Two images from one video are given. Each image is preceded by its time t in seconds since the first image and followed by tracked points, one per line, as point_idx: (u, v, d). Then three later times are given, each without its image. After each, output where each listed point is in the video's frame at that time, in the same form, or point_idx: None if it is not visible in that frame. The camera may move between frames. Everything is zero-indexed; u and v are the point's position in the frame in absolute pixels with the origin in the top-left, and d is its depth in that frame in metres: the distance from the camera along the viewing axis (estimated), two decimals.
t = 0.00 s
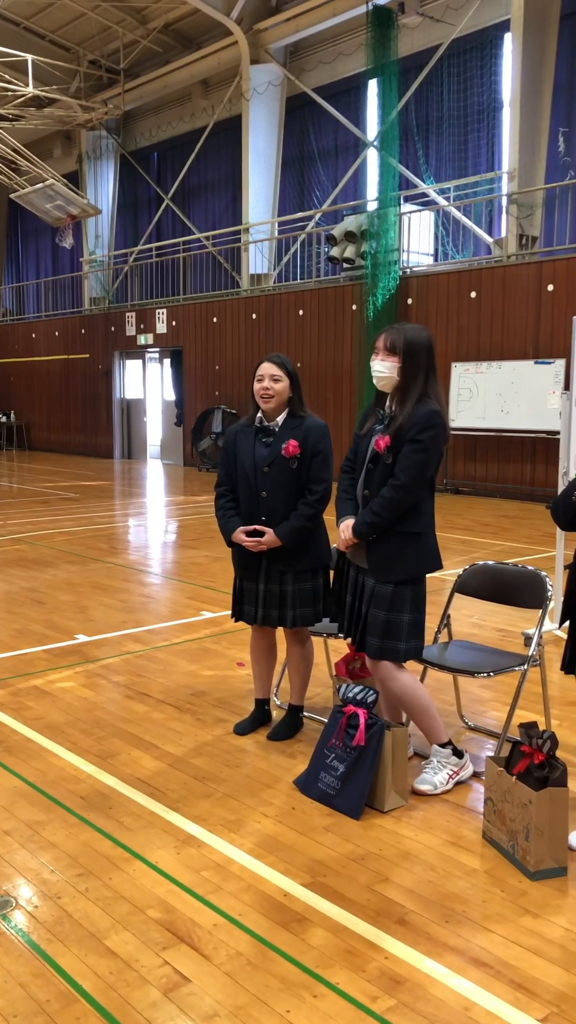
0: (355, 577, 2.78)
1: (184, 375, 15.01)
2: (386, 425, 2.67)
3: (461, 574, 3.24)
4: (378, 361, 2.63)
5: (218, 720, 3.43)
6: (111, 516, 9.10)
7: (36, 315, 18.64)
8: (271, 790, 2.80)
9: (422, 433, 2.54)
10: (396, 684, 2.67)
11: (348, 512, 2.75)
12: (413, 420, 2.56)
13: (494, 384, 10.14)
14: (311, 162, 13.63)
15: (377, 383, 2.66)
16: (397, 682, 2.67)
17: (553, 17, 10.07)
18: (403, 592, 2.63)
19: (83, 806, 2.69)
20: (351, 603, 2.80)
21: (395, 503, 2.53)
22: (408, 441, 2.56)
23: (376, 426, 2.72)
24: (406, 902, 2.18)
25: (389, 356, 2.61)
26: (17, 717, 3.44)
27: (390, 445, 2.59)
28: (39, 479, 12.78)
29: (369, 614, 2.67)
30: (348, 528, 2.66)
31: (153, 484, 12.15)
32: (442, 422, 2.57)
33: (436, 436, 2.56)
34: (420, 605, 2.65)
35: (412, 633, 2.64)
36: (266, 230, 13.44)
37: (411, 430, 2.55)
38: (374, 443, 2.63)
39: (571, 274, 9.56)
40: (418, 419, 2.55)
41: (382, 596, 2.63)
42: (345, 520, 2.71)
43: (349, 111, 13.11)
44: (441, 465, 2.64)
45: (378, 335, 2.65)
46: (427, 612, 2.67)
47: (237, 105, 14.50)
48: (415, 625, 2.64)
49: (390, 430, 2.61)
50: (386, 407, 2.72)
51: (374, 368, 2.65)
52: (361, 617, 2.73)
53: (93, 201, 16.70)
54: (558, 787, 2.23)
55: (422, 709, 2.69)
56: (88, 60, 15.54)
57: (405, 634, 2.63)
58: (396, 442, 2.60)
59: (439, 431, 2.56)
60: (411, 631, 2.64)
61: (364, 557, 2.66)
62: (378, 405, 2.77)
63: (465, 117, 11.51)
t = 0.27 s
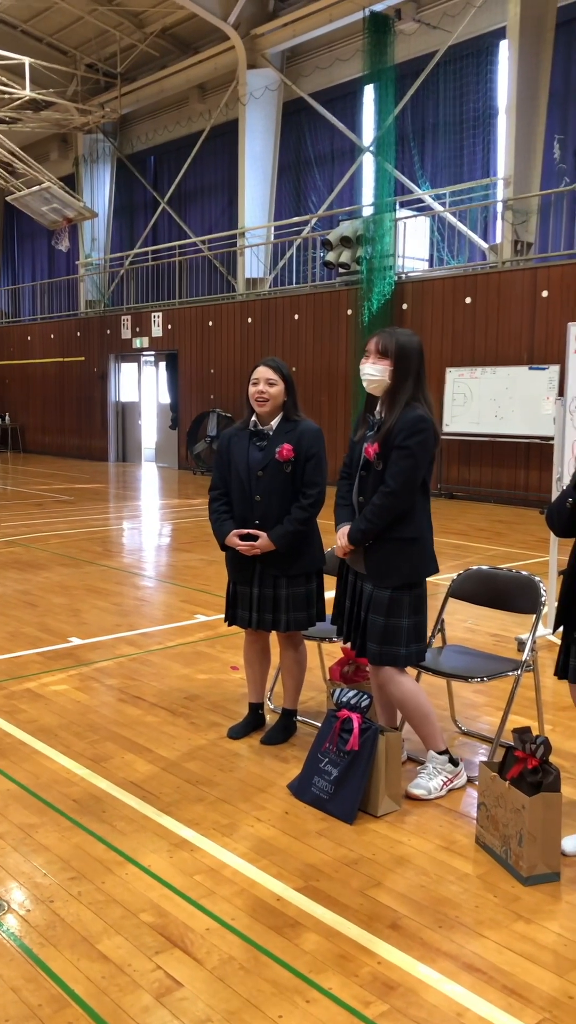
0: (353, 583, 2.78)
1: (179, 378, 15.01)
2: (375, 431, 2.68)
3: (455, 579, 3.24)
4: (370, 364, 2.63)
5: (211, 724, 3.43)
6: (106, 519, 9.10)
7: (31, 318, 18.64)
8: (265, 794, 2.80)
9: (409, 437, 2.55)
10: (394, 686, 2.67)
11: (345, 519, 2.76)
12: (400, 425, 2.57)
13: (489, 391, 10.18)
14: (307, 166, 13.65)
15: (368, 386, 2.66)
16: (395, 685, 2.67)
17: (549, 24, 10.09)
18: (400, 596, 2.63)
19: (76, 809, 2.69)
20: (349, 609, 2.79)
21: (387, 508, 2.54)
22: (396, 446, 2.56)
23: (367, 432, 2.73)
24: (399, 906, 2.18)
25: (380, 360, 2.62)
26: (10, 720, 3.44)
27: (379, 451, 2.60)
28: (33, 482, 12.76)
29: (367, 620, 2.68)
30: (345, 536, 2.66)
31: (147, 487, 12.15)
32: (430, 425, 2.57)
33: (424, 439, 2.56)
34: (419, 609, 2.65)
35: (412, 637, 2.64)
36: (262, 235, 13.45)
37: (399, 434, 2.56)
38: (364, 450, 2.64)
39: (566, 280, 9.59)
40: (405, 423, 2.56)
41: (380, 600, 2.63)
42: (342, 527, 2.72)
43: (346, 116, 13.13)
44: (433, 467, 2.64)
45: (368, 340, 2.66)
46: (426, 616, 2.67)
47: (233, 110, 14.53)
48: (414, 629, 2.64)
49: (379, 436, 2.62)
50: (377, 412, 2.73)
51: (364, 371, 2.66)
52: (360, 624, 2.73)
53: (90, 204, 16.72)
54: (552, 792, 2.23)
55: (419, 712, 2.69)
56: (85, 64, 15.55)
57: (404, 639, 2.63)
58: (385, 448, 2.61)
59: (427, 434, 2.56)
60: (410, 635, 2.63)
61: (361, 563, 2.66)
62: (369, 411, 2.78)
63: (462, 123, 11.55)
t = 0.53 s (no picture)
0: (354, 586, 2.78)
1: (176, 380, 15.02)
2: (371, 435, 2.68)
3: (451, 581, 3.24)
4: (363, 367, 2.64)
5: (207, 726, 3.42)
6: (101, 521, 9.08)
7: (28, 319, 18.63)
8: (260, 797, 2.80)
9: (405, 442, 2.55)
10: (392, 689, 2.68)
11: (344, 524, 2.77)
12: (396, 429, 2.57)
13: (484, 394, 10.17)
14: (305, 169, 13.66)
15: (361, 388, 2.67)
16: (393, 687, 2.67)
17: (546, 29, 10.10)
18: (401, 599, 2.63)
19: (71, 811, 2.68)
20: (350, 613, 2.79)
21: (385, 513, 2.54)
22: (393, 450, 2.57)
23: (363, 436, 2.74)
24: (394, 910, 2.18)
25: (374, 363, 2.63)
26: (5, 722, 3.43)
27: (376, 455, 2.61)
28: (29, 484, 12.74)
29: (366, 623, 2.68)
30: (344, 541, 2.66)
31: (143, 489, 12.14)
32: (425, 428, 2.57)
33: (420, 443, 2.56)
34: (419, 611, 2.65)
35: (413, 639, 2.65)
36: (259, 237, 13.47)
37: (394, 439, 2.56)
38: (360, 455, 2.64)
39: (562, 284, 9.61)
40: (400, 427, 2.56)
41: (381, 603, 2.63)
42: (342, 532, 2.72)
43: (343, 119, 13.15)
44: (430, 469, 2.64)
45: (362, 343, 2.67)
46: (427, 617, 2.67)
47: (231, 113, 14.55)
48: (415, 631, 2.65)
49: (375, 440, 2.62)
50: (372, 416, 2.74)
51: (357, 374, 2.66)
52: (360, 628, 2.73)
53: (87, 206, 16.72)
54: (546, 795, 2.23)
55: (416, 715, 2.69)
56: (83, 66, 15.55)
57: (405, 641, 2.63)
58: (381, 452, 2.61)
59: (422, 437, 2.56)
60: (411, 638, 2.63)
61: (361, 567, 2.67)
62: (364, 414, 2.78)
63: (458, 127, 11.58)
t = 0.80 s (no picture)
0: (356, 585, 2.76)
1: (175, 379, 15.01)
2: (376, 434, 2.67)
3: (450, 581, 3.23)
4: (366, 369, 2.64)
5: (206, 725, 3.42)
6: (100, 520, 9.06)
7: (27, 319, 18.62)
8: (259, 796, 2.79)
9: (412, 441, 2.55)
10: (389, 688, 2.68)
11: (346, 522, 2.76)
12: (402, 428, 2.56)
13: (484, 393, 10.16)
14: (304, 169, 13.65)
15: (365, 388, 2.67)
16: (393, 688, 2.67)
17: (547, 28, 10.08)
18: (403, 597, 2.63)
19: (69, 810, 2.68)
20: (352, 612, 2.78)
21: (390, 511, 2.54)
22: (399, 449, 2.56)
23: (367, 436, 2.73)
24: (393, 909, 2.18)
25: (376, 363, 2.62)
26: (3, 722, 3.42)
27: (381, 454, 2.60)
28: (28, 483, 12.72)
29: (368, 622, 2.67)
30: (347, 540, 2.65)
31: (143, 489, 12.14)
32: (432, 427, 2.58)
33: (427, 441, 2.56)
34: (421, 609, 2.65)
35: (415, 637, 2.64)
36: (258, 237, 13.46)
37: (401, 436, 2.55)
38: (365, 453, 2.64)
39: (562, 283, 9.61)
40: (407, 426, 2.56)
41: (383, 602, 2.62)
42: (344, 531, 2.71)
43: (343, 119, 13.15)
44: (434, 469, 2.65)
45: (364, 343, 2.66)
46: (428, 617, 2.67)
47: (230, 111, 14.53)
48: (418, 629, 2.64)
49: (380, 439, 2.61)
50: (375, 415, 2.73)
51: (361, 375, 2.67)
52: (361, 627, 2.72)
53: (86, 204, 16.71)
54: (545, 795, 2.23)
55: (414, 713, 2.69)
56: (82, 65, 15.54)
57: (407, 639, 2.63)
58: (388, 450, 2.60)
59: (429, 436, 2.56)
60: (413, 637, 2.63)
61: (364, 565, 2.66)
62: (367, 413, 2.77)
63: (458, 126, 11.58)
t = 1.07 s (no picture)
0: (351, 580, 2.76)
1: (174, 376, 15.00)
2: (382, 429, 2.67)
3: (448, 579, 3.24)
4: (374, 366, 2.63)
5: (205, 722, 3.42)
6: (99, 517, 9.07)
7: (26, 316, 18.60)
8: (259, 793, 2.79)
9: (420, 437, 2.55)
10: (386, 687, 2.68)
11: (344, 516, 2.75)
12: (410, 424, 2.56)
13: (483, 390, 10.14)
14: (303, 165, 13.64)
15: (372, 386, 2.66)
16: (389, 685, 2.67)
17: (546, 23, 10.05)
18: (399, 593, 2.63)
19: (69, 807, 2.68)
20: (347, 607, 2.77)
21: (393, 506, 2.53)
22: (406, 445, 2.56)
23: (372, 430, 2.72)
24: (392, 906, 2.18)
25: (384, 361, 2.61)
26: (3, 718, 3.42)
27: (387, 449, 2.59)
28: (27, 480, 12.72)
29: (364, 616, 2.67)
30: (346, 532, 2.65)
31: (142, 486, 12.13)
32: (439, 425, 2.58)
33: (434, 440, 2.57)
34: (417, 606, 2.66)
35: (408, 634, 2.64)
36: (258, 233, 13.44)
37: (410, 433, 2.55)
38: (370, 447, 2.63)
39: (562, 280, 9.59)
40: (415, 422, 2.56)
41: (380, 598, 2.63)
42: (342, 524, 2.70)
43: (342, 115, 13.13)
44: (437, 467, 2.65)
45: (372, 341, 2.65)
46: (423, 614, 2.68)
47: (229, 108, 14.51)
48: (414, 626, 2.65)
49: (387, 433, 2.61)
50: (381, 411, 2.73)
51: (369, 373, 2.66)
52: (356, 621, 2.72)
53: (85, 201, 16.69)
54: (544, 792, 2.23)
55: (411, 712, 2.69)
56: (81, 61, 15.52)
57: (401, 636, 2.63)
58: (394, 445, 2.60)
59: (437, 433, 2.57)
60: (407, 634, 2.63)
61: (362, 560, 2.66)
62: (373, 408, 2.76)
63: (457, 122, 11.55)
